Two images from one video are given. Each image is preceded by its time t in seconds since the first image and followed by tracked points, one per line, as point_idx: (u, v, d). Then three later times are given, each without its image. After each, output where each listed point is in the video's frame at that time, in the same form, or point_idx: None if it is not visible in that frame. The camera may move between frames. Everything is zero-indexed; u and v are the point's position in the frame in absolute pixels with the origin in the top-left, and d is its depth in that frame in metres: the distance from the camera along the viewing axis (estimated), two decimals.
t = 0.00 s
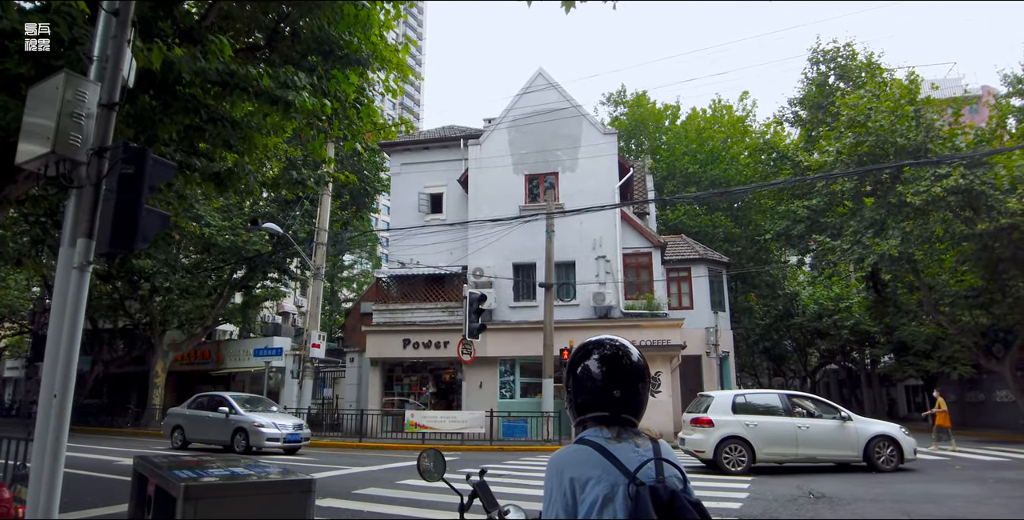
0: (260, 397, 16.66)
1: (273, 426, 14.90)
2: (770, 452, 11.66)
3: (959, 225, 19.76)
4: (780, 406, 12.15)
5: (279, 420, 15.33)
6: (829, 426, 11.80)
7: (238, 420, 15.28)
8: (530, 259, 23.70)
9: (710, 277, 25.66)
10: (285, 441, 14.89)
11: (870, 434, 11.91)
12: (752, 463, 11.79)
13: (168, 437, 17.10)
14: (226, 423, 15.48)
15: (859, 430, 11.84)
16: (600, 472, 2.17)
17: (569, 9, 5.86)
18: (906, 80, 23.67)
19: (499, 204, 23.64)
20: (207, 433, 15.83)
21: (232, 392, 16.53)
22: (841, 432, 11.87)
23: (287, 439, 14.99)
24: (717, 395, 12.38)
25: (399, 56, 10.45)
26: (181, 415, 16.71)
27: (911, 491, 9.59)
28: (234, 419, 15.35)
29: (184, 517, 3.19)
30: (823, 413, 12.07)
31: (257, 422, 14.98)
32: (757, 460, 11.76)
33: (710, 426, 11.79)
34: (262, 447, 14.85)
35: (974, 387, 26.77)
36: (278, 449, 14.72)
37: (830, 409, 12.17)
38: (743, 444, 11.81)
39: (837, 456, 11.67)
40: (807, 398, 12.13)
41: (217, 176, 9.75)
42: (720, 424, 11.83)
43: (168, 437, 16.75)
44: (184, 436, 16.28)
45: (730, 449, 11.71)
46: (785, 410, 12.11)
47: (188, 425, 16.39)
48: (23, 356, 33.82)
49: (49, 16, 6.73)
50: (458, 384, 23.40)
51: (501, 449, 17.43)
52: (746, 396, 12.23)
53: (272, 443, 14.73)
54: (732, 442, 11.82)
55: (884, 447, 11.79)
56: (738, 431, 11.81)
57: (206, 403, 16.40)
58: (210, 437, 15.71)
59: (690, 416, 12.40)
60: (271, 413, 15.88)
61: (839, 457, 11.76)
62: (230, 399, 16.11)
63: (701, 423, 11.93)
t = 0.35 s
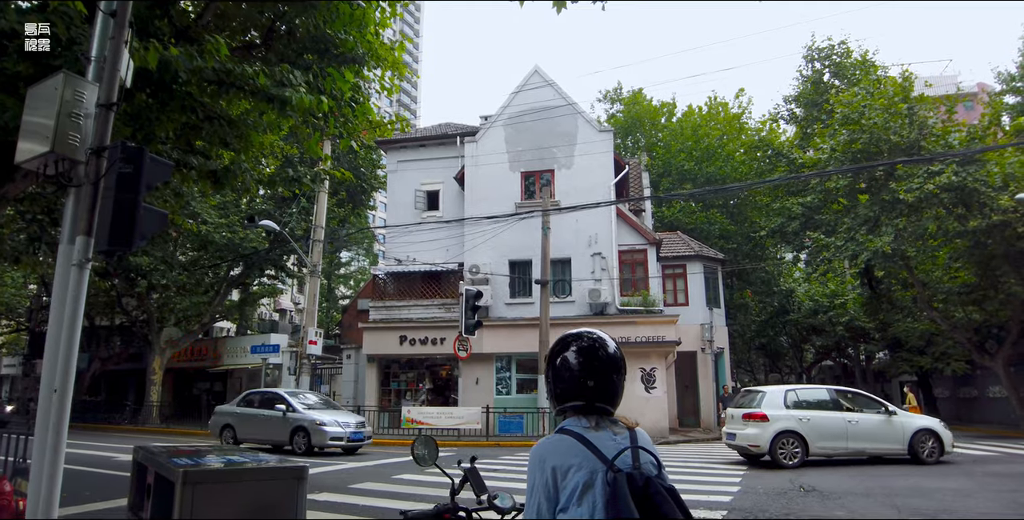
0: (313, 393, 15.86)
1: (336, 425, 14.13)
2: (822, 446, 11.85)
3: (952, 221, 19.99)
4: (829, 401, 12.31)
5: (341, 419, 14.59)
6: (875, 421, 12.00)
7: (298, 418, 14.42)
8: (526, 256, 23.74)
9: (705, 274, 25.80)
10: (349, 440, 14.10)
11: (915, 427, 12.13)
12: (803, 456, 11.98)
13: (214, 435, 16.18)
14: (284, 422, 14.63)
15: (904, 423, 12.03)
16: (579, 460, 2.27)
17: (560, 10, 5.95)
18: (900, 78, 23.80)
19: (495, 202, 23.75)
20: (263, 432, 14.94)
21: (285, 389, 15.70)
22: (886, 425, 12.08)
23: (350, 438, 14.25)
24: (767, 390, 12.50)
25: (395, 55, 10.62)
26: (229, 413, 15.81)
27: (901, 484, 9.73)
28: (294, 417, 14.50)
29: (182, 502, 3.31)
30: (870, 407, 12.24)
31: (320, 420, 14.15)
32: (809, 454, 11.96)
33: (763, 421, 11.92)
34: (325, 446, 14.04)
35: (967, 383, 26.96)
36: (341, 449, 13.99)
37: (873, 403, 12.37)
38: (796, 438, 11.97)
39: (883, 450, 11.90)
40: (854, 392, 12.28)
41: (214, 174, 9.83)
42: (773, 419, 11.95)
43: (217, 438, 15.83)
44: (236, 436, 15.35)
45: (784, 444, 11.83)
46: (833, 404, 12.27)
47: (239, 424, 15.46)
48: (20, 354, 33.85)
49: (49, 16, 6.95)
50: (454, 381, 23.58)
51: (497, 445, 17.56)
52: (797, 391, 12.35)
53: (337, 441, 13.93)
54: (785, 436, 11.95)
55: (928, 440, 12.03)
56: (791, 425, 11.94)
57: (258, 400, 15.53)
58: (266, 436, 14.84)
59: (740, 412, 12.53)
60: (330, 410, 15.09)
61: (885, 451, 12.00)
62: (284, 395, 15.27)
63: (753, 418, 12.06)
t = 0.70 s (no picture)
0: (378, 388, 14.89)
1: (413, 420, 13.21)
2: (869, 438, 12.16)
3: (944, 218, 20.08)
4: (871, 394, 12.66)
5: (416, 414, 13.68)
6: (915, 413, 12.43)
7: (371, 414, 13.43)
8: (520, 252, 23.80)
9: (700, 270, 25.92)
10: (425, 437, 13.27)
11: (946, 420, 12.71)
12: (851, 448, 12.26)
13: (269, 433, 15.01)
14: (356, 418, 13.62)
15: (937, 416, 12.57)
16: (560, 448, 2.36)
17: (553, 7, 6.01)
18: (894, 74, 23.90)
19: (490, 197, 23.77)
20: (330, 430, 13.88)
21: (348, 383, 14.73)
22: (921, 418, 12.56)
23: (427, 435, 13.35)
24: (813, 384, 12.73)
25: (389, 50, 10.45)
26: (287, 410, 14.70)
27: (891, 478, 9.86)
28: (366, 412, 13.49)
29: (179, 491, 3.41)
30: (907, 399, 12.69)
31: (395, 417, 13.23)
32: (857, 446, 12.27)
33: (815, 414, 12.12)
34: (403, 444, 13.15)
35: (959, 378, 27.16)
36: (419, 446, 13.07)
37: (908, 396, 12.81)
38: (843, 429, 12.24)
39: (923, 441, 12.34)
40: (893, 386, 12.68)
41: (208, 168, 9.77)
42: (824, 412, 12.18)
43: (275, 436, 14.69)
44: (298, 434, 14.21)
45: (834, 435, 12.07)
46: (874, 397, 12.62)
47: (301, 421, 14.34)
48: (15, 349, 33.77)
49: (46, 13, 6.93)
50: (449, 376, 23.69)
51: (491, 439, 17.68)
52: (842, 385, 12.62)
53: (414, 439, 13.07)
54: (834, 428, 12.19)
55: (959, 432, 12.66)
56: (839, 418, 12.18)
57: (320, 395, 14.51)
58: (335, 434, 13.80)
59: (786, 405, 12.72)
60: (399, 405, 14.17)
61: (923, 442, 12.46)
62: (351, 390, 14.28)
63: (804, 410, 12.25)
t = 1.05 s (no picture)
0: (453, 380, 13.51)
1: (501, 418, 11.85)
2: (900, 431, 12.62)
3: (928, 215, 20.38)
4: (896, 388, 13.13)
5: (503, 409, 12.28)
6: (934, 407, 13.09)
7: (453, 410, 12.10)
8: (509, 246, 23.83)
9: (686, 265, 26.08)
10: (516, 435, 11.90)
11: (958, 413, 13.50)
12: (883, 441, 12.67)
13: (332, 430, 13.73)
14: (434, 414, 12.27)
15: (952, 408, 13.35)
16: (540, 441, 2.41)
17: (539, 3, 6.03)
18: (880, 72, 24.12)
19: (478, 192, 23.78)
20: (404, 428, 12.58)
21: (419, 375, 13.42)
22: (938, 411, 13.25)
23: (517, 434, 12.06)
24: (845, 378, 13.05)
25: (377, 44, 10.45)
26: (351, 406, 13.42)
27: (871, 471, 10.01)
28: (448, 408, 12.18)
29: (158, 484, 3.44)
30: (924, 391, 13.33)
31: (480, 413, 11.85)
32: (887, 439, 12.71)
33: (853, 408, 12.43)
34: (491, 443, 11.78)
35: (941, 373, 27.52)
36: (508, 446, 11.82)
37: (925, 390, 13.43)
38: (877, 423, 12.65)
39: (942, 433, 13.01)
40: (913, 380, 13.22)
41: (193, 162, 9.72)
42: (860, 406, 12.51)
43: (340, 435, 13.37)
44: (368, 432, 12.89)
45: (871, 429, 12.44)
46: (899, 390, 13.12)
47: (371, 418, 13.00)
48: None
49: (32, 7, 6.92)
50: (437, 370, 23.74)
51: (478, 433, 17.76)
52: (873, 379, 12.98)
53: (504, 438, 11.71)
54: (869, 422, 12.59)
55: (969, 424, 13.48)
56: (875, 412, 12.55)
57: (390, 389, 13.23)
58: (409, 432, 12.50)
59: (821, 400, 12.98)
60: (481, 399, 12.76)
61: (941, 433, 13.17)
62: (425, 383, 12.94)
63: (842, 404, 12.55)
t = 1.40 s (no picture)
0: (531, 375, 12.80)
1: (598, 415, 11.27)
2: (902, 424, 13.64)
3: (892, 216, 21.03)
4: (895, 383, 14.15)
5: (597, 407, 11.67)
6: (927, 402, 14.27)
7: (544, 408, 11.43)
8: (482, 242, 23.81)
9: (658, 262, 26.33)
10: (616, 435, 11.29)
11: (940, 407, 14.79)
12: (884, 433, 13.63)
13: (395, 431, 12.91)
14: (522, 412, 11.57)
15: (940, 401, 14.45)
16: (507, 438, 2.45)
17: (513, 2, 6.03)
18: (848, 75, 24.58)
19: (452, 187, 23.74)
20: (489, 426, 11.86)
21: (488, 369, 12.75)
22: (926, 405, 14.40)
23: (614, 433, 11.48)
24: (855, 374, 13.88)
25: (350, 36, 10.39)
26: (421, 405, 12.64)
27: (833, 465, 10.24)
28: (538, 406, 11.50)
29: (118, 481, 3.47)
30: (916, 385, 14.44)
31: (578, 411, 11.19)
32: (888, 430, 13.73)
33: (866, 403, 13.29)
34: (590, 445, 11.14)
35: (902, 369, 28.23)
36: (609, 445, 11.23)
37: (914, 384, 14.49)
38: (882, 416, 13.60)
39: (932, 424, 14.18)
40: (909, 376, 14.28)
41: (160, 154, 9.38)
42: (871, 401, 13.38)
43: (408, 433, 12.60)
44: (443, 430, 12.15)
45: (880, 422, 13.37)
46: (897, 385, 14.10)
47: (444, 415, 12.25)
48: None
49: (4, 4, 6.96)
50: (408, 365, 23.70)
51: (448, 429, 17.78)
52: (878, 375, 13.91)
53: (606, 439, 11.07)
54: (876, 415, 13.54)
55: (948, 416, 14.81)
56: (883, 406, 13.48)
57: (465, 386, 12.51)
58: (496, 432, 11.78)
59: (834, 394, 13.76)
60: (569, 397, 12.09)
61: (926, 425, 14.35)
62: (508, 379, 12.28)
63: (855, 400, 13.36)
